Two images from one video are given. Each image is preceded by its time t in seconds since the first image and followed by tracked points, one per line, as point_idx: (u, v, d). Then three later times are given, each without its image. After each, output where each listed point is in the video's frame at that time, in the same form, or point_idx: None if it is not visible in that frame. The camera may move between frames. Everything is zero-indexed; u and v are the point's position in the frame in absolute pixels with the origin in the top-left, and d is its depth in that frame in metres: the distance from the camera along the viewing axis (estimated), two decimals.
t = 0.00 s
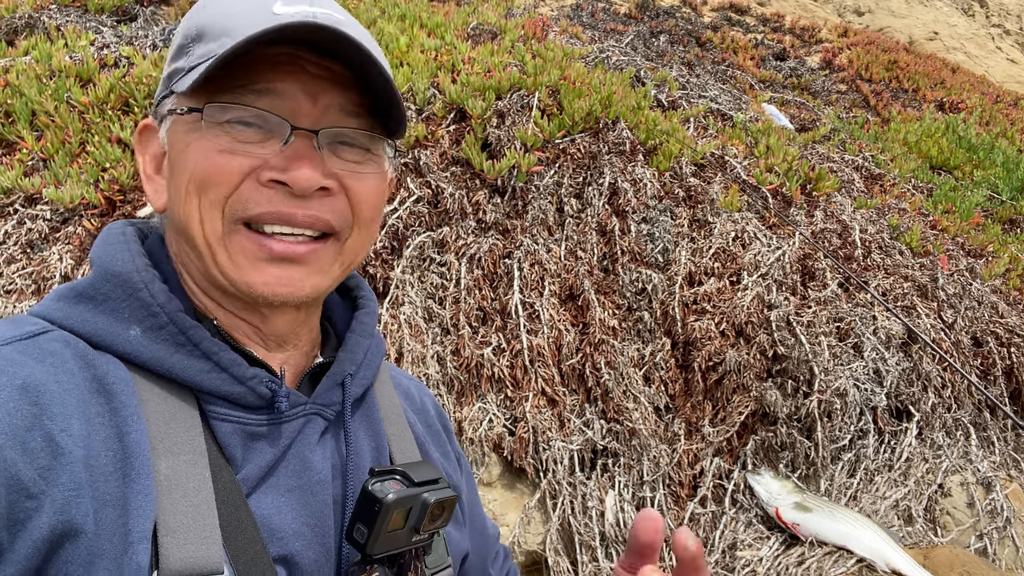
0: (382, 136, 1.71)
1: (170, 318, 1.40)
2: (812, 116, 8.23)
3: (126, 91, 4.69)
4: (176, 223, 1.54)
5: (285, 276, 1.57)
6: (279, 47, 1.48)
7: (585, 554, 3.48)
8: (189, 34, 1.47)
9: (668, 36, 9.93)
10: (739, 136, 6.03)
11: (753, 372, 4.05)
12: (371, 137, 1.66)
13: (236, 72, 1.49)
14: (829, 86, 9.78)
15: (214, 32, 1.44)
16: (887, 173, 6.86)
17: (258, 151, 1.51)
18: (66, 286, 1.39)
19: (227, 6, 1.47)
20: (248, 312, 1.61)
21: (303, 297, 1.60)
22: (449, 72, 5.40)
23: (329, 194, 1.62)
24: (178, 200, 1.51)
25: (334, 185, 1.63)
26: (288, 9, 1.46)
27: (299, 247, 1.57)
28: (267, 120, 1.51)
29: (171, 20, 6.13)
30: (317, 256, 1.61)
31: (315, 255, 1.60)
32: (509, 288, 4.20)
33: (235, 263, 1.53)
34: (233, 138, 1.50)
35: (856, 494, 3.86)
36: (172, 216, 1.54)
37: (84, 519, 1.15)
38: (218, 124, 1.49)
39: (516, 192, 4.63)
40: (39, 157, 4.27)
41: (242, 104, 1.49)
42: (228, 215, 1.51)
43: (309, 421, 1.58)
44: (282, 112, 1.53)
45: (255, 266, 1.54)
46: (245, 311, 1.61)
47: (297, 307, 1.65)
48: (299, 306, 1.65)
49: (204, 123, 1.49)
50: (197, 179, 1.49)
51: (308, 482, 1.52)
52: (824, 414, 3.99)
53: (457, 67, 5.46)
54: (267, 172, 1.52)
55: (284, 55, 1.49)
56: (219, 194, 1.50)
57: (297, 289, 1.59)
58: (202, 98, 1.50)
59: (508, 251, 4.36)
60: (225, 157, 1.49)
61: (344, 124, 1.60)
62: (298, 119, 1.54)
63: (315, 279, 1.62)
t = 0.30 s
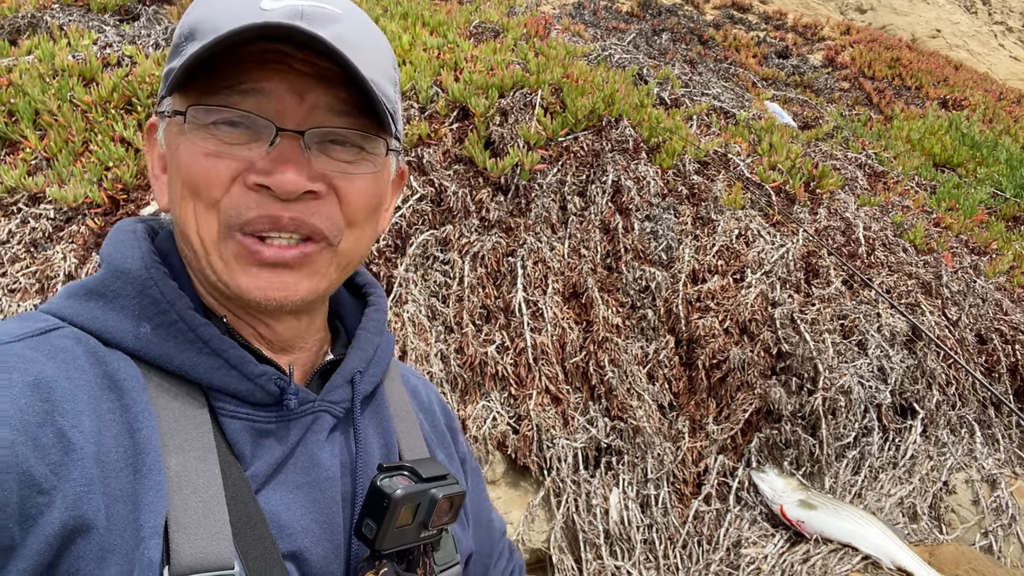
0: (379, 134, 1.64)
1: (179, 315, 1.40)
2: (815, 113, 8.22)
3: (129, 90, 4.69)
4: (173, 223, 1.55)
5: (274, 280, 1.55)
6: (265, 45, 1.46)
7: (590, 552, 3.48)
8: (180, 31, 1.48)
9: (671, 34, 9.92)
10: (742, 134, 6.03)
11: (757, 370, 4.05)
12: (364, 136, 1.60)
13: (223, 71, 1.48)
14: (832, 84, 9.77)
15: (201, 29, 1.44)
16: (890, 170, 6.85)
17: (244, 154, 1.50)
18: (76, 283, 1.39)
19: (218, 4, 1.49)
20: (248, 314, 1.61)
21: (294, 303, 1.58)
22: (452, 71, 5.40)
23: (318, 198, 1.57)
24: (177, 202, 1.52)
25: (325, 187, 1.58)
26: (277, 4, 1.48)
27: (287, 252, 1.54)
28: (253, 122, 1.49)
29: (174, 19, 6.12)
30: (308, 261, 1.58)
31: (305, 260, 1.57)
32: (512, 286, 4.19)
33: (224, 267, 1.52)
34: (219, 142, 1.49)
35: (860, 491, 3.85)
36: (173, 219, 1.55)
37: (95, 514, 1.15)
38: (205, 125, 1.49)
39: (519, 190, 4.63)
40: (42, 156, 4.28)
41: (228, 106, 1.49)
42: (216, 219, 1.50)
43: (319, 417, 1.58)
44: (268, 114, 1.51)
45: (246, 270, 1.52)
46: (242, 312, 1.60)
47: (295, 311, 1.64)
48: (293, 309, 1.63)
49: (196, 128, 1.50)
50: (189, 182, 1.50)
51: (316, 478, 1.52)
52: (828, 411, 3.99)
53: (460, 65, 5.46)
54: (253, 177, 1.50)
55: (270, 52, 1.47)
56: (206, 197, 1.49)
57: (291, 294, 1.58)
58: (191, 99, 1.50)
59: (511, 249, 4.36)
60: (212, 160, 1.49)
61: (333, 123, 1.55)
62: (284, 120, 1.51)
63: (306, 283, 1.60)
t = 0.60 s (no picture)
0: (383, 132, 1.66)
1: (188, 314, 1.41)
2: (816, 111, 8.21)
3: (130, 90, 4.70)
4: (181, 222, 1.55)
5: (281, 276, 1.55)
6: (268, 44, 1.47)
7: (592, 550, 3.49)
8: (184, 31, 1.48)
9: (671, 33, 9.91)
10: (743, 132, 6.03)
11: (758, 367, 4.05)
12: (369, 133, 1.61)
13: (227, 70, 1.49)
14: (833, 81, 9.75)
15: (207, 30, 1.44)
16: (891, 168, 6.85)
17: (251, 151, 1.50)
18: (85, 282, 1.40)
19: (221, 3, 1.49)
20: (255, 311, 1.62)
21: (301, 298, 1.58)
22: (453, 69, 5.40)
23: (323, 194, 1.57)
24: (185, 202, 1.53)
25: (330, 184, 1.58)
26: (280, 3, 1.47)
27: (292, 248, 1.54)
28: (259, 119, 1.50)
29: (174, 19, 6.12)
30: (314, 257, 1.58)
31: (311, 256, 1.57)
32: (513, 284, 4.20)
33: (231, 264, 1.52)
34: (226, 140, 1.50)
35: (862, 489, 3.86)
36: (182, 220, 1.56)
37: (106, 512, 1.16)
38: (211, 124, 1.50)
39: (520, 189, 4.63)
40: (44, 156, 4.28)
41: (233, 104, 1.50)
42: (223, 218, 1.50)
43: (326, 415, 1.59)
44: (273, 112, 1.51)
45: (255, 265, 1.52)
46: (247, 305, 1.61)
47: (302, 307, 1.65)
48: (299, 305, 1.63)
49: (205, 128, 1.51)
50: (198, 181, 1.50)
51: (324, 475, 1.52)
52: (830, 409, 3.99)
53: (460, 64, 5.46)
54: (259, 174, 1.50)
55: (274, 51, 1.48)
56: (215, 195, 1.50)
57: (297, 289, 1.57)
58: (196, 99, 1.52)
59: (513, 248, 4.37)
60: (219, 159, 1.49)
61: (338, 121, 1.56)
62: (289, 117, 1.52)
63: (314, 279, 1.60)
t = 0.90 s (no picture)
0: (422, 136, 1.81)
1: (185, 322, 1.39)
2: (815, 110, 8.19)
3: (128, 91, 4.69)
4: (272, 239, 1.51)
5: (380, 281, 1.63)
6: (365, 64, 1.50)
7: (591, 552, 3.49)
8: (250, 39, 1.38)
9: (671, 32, 9.89)
10: (743, 132, 6.02)
11: (758, 368, 4.04)
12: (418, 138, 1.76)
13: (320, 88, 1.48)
14: (833, 80, 9.74)
15: (296, 50, 1.42)
16: (891, 167, 6.83)
17: (356, 164, 1.54)
18: (81, 290, 1.39)
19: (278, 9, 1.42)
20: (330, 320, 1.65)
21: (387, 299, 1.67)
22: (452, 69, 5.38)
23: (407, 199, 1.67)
24: (283, 218, 1.49)
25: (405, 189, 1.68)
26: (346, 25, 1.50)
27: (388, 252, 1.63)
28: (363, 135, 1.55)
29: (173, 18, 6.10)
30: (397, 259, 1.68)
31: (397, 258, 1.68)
32: (513, 285, 4.19)
33: (340, 275, 1.56)
34: (336, 156, 1.51)
35: (863, 489, 3.85)
36: (265, 236, 1.51)
37: (103, 524, 1.15)
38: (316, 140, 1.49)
39: (520, 189, 4.62)
40: (42, 157, 4.28)
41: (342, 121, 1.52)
42: (340, 231, 1.53)
43: (325, 424, 1.57)
44: (366, 126, 1.56)
45: (359, 273, 1.58)
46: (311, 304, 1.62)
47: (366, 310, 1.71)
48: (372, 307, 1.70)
49: (300, 142, 1.48)
50: (307, 196, 1.49)
51: (324, 484, 1.51)
52: (830, 409, 3.98)
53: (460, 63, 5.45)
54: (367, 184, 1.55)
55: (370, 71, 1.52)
56: (330, 209, 1.51)
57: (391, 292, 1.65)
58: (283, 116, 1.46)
59: (512, 248, 4.35)
60: (329, 173, 1.50)
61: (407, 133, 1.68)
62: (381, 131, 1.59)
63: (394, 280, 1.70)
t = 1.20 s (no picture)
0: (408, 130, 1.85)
1: (179, 315, 1.40)
2: (813, 109, 8.20)
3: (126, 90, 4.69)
4: (263, 229, 1.52)
5: (371, 270, 1.65)
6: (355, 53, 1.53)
7: (588, 549, 3.49)
8: (240, 30, 1.39)
9: (669, 31, 9.90)
10: (740, 130, 6.03)
11: (755, 365, 4.05)
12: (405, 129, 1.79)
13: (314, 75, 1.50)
14: (831, 79, 9.74)
15: (286, 42, 1.43)
16: (889, 165, 6.84)
17: (348, 152, 1.56)
18: (75, 284, 1.40)
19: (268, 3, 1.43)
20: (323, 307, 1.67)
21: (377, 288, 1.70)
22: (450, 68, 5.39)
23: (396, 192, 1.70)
24: (274, 207, 1.50)
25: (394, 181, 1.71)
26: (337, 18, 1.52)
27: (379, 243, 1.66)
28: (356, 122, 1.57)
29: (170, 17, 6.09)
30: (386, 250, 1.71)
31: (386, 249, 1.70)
32: (510, 283, 4.20)
33: (332, 263, 1.58)
34: (329, 143, 1.54)
35: (859, 486, 3.86)
36: (257, 225, 1.52)
37: (98, 516, 1.16)
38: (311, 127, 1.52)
39: (517, 188, 4.63)
40: (40, 156, 4.28)
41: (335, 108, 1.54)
42: (330, 218, 1.55)
43: (319, 416, 1.58)
44: (357, 114, 1.59)
45: (351, 262, 1.60)
46: (301, 296, 1.64)
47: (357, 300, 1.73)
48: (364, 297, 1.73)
49: (293, 130, 1.50)
50: (299, 184, 1.51)
51: (318, 476, 1.52)
52: (826, 406, 3.99)
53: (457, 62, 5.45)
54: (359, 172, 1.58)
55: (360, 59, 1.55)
56: (322, 198, 1.53)
57: (381, 277, 1.67)
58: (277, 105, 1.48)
59: (509, 246, 4.36)
60: (321, 161, 1.52)
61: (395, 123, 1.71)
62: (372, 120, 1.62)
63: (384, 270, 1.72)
